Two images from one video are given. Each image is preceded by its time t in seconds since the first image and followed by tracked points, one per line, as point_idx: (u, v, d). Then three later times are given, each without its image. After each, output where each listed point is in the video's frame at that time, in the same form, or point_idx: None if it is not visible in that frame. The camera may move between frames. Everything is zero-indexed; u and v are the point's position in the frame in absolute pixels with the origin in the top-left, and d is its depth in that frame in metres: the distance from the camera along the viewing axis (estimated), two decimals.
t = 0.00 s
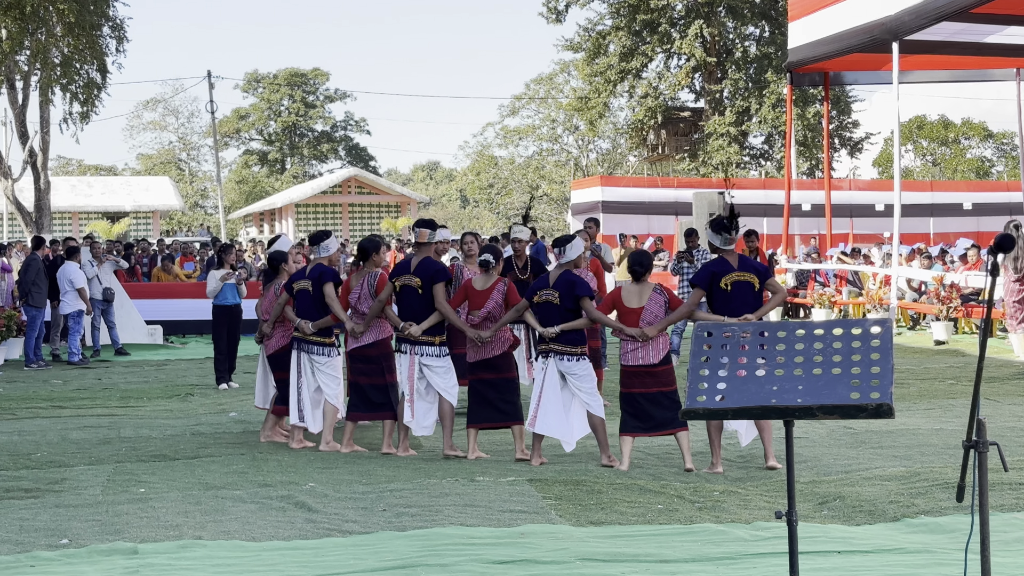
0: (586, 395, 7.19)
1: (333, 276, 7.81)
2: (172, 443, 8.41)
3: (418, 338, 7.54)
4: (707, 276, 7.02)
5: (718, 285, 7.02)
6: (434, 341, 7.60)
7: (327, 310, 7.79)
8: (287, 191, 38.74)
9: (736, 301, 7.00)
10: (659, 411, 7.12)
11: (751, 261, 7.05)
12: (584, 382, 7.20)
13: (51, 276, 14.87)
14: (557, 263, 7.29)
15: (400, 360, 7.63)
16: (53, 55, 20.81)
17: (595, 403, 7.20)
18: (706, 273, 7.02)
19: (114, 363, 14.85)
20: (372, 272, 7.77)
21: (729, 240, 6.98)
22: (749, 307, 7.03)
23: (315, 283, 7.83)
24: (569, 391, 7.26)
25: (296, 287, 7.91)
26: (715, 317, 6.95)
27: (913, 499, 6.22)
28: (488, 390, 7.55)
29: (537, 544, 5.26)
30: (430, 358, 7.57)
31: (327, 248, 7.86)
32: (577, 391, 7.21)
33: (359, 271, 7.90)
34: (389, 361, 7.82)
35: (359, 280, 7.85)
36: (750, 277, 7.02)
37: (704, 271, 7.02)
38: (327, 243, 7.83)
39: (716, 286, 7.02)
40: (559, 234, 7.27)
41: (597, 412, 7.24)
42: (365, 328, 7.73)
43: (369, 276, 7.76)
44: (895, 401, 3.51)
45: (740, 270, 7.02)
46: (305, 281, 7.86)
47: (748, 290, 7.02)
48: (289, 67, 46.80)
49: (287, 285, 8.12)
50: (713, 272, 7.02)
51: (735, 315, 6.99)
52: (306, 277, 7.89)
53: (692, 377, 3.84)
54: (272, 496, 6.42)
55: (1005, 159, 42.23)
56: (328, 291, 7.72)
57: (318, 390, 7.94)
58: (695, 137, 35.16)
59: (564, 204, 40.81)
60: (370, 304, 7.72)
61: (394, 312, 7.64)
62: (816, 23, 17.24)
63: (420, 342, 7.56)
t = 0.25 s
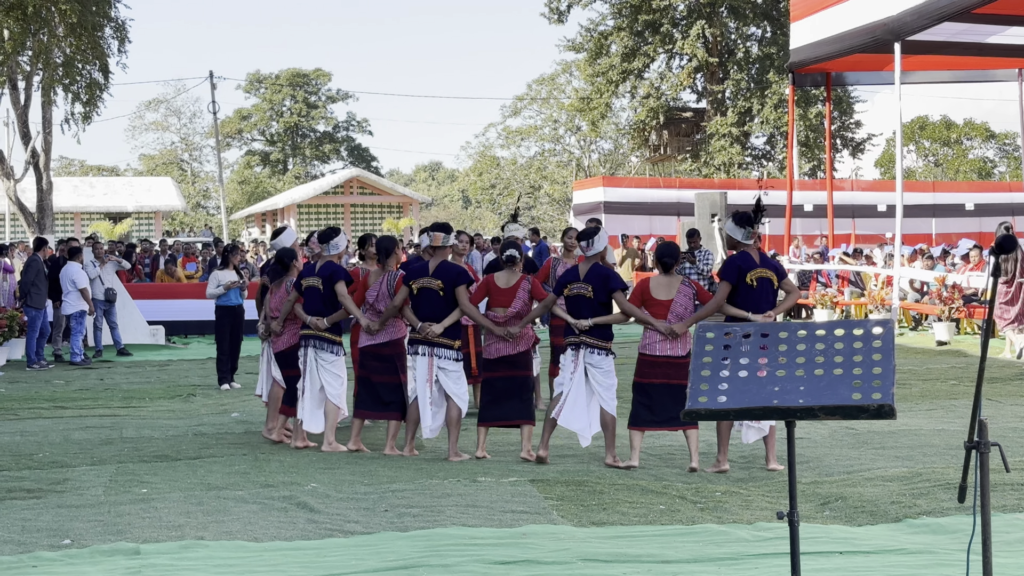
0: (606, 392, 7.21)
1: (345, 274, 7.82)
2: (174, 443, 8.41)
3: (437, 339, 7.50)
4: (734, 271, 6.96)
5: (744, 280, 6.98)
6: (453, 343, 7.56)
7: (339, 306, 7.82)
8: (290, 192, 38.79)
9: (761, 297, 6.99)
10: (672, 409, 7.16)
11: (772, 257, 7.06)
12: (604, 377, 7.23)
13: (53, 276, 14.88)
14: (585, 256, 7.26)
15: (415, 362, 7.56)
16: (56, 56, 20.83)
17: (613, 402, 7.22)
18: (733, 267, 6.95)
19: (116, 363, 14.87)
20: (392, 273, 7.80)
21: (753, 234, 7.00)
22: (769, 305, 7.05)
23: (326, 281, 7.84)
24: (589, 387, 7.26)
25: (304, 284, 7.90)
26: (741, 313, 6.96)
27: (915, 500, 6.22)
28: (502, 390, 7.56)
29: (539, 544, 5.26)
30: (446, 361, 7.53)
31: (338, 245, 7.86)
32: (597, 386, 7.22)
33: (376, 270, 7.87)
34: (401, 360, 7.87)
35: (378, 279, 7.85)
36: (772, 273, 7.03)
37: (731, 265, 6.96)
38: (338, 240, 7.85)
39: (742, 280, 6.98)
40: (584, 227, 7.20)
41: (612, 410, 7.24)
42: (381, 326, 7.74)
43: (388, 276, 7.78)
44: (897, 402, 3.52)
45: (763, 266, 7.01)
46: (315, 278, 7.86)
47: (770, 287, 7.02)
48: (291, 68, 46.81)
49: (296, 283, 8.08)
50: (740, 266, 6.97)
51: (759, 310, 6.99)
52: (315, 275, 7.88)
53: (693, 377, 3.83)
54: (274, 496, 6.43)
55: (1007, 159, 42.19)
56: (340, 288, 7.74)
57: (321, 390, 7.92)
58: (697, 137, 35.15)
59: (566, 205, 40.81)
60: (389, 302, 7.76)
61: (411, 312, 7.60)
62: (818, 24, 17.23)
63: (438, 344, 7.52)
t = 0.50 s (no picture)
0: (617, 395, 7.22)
1: (346, 276, 7.82)
2: (176, 444, 8.42)
3: (445, 339, 7.48)
4: (746, 274, 6.98)
5: (755, 284, 6.99)
6: (460, 344, 7.56)
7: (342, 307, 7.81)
8: (291, 192, 38.79)
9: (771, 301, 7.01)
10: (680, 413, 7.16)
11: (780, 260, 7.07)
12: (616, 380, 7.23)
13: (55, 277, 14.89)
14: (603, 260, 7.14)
15: (423, 362, 7.55)
16: (57, 56, 20.85)
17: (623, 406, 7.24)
18: (745, 271, 6.97)
19: (117, 364, 14.87)
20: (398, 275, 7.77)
21: (763, 238, 6.99)
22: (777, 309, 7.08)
23: (327, 283, 7.83)
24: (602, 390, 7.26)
25: (306, 287, 7.90)
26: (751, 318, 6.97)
27: (917, 501, 6.22)
28: (511, 392, 7.57)
29: (540, 545, 5.26)
30: (454, 361, 7.53)
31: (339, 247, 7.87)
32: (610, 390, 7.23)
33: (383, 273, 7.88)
34: (404, 362, 7.86)
35: (385, 281, 7.82)
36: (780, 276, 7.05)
37: (743, 269, 6.96)
38: (339, 243, 7.80)
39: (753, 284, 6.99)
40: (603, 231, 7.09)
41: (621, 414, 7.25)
42: (384, 326, 7.74)
43: (394, 280, 7.74)
44: (897, 402, 3.52)
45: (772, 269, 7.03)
46: (316, 280, 7.86)
47: (777, 291, 7.07)
48: (293, 68, 46.83)
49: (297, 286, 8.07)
50: (751, 270, 6.98)
51: (768, 314, 7.02)
52: (317, 277, 7.88)
53: (694, 378, 3.83)
54: (275, 496, 6.43)
55: (1009, 159, 42.16)
56: (342, 289, 7.73)
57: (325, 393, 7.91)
58: (699, 138, 35.15)
59: (567, 205, 40.82)
60: (394, 304, 7.72)
61: (417, 312, 7.58)
62: (820, 24, 17.23)
63: (446, 344, 7.49)
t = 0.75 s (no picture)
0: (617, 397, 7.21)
1: (343, 275, 7.83)
2: (176, 443, 8.44)
3: (440, 338, 7.47)
4: (733, 273, 6.96)
5: (743, 282, 6.98)
6: (455, 343, 7.54)
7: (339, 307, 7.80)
8: (292, 192, 38.81)
9: (760, 299, 6.99)
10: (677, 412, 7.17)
11: (772, 259, 7.05)
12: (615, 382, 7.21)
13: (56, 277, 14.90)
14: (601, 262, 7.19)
15: (421, 362, 7.54)
16: (58, 56, 20.87)
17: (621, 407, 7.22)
18: (732, 270, 6.96)
19: (118, 363, 14.88)
20: (391, 274, 7.79)
21: (756, 235, 6.99)
22: (770, 306, 7.05)
23: (324, 283, 7.83)
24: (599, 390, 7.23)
25: (303, 287, 7.88)
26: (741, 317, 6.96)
27: (917, 501, 6.22)
28: (508, 392, 7.55)
29: (540, 545, 5.26)
30: (449, 360, 7.51)
31: (335, 247, 7.89)
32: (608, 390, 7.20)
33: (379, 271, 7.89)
34: (401, 361, 7.86)
35: (378, 280, 7.86)
36: (771, 275, 7.02)
37: (731, 268, 6.96)
38: (334, 242, 7.86)
39: (742, 283, 6.98)
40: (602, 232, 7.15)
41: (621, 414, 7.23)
42: (380, 326, 7.74)
43: (388, 278, 7.77)
44: (897, 404, 3.51)
45: (762, 268, 7.02)
46: (313, 280, 7.84)
47: (770, 289, 7.03)
48: (294, 68, 46.85)
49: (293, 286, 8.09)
50: (739, 269, 6.97)
51: (759, 313, 7.00)
52: (313, 277, 7.87)
53: (694, 378, 3.83)
54: (276, 496, 6.44)
55: (1009, 159, 42.16)
56: (338, 289, 7.72)
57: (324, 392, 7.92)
58: (699, 138, 35.17)
59: (568, 206, 40.83)
60: (388, 305, 7.76)
61: (414, 311, 7.57)
62: (821, 24, 17.22)
63: (441, 343, 7.48)
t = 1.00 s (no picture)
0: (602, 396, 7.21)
1: (332, 273, 7.79)
2: (176, 443, 8.44)
3: (422, 336, 7.47)
4: (706, 276, 6.97)
5: (718, 286, 6.97)
6: (438, 340, 7.52)
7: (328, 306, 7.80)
8: (292, 192, 38.81)
9: (734, 301, 6.94)
10: (663, 409, 7.11)
11: (751, 262, 6.97)
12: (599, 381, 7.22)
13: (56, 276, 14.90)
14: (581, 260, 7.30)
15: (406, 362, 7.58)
16: (57, 56, 20.87)
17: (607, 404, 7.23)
18: (705, 273, 6.97)
19: (118, 363, 14.88)
20: (376, 273, 7.78)
21: (735, 240, 6.95)
22: (748, 309, 6.94)
23: (313, 281, 7.84)
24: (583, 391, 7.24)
25: (296, 285, 7.93)
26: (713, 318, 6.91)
27: (916, 501, 6.22)
28: (498, 390, 7.53)
29: (539, 545, 5.26)
30: (433, 359, 7.50)
31: (324, 244, 7.86)
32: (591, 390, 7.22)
33: (365, 270, 7.86)
34: (390, 359, 7.85)
35: (364, 280, 7.86)
36: (748, 277, 6.95)
37: (703, 271, 6.97)
38: (323, 239, 7.85)
39: (716, 285, 6.98)
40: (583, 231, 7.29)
41: (609, 411, 7.24)
42: (366, 326, 7.71)
43: (374, 276, 7.79)
44: (896, 402, 3.52)
45: (738, 271, 6.96)
46: (304, 278, 7.88)
47: (747, 291, 6.95)
48: (293, 68, 46.84)
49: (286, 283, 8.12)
50: (712, 272, 6.97)
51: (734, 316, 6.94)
52: (305, 276, 7.90)
53: (693, 378, 3.84)
54: (275, 496, 6.44)
55: (1009, 160, 42.18)
56: (328, 287, 7.72)
57: (318, 388, 7.93)
58: (699, 138, 35.16)
59: (568, 206, 40.82)
60: (373, 303, 7.77)
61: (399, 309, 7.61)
62: (821, 24, 17.22)
63: (424, 341, 7.49)
